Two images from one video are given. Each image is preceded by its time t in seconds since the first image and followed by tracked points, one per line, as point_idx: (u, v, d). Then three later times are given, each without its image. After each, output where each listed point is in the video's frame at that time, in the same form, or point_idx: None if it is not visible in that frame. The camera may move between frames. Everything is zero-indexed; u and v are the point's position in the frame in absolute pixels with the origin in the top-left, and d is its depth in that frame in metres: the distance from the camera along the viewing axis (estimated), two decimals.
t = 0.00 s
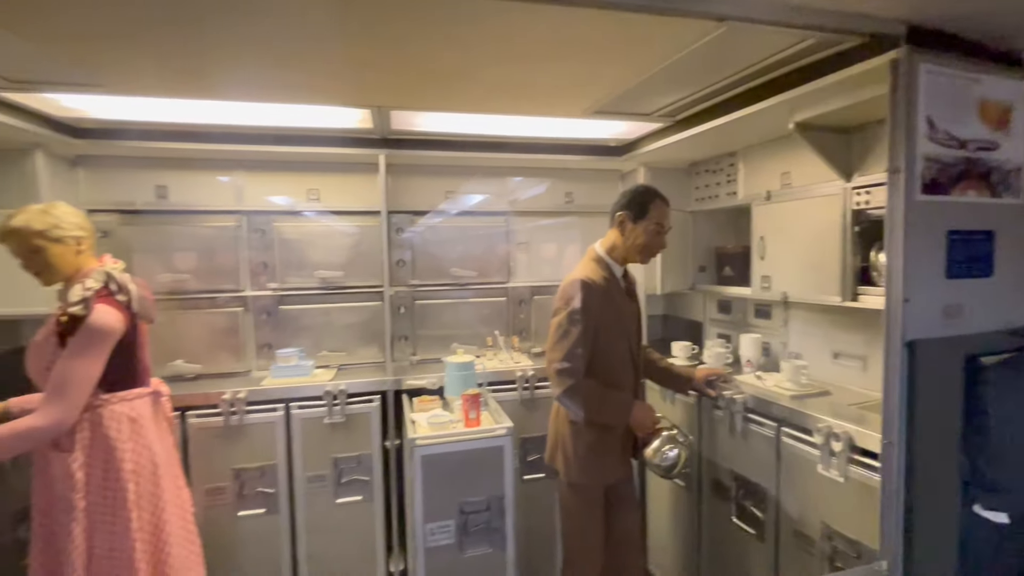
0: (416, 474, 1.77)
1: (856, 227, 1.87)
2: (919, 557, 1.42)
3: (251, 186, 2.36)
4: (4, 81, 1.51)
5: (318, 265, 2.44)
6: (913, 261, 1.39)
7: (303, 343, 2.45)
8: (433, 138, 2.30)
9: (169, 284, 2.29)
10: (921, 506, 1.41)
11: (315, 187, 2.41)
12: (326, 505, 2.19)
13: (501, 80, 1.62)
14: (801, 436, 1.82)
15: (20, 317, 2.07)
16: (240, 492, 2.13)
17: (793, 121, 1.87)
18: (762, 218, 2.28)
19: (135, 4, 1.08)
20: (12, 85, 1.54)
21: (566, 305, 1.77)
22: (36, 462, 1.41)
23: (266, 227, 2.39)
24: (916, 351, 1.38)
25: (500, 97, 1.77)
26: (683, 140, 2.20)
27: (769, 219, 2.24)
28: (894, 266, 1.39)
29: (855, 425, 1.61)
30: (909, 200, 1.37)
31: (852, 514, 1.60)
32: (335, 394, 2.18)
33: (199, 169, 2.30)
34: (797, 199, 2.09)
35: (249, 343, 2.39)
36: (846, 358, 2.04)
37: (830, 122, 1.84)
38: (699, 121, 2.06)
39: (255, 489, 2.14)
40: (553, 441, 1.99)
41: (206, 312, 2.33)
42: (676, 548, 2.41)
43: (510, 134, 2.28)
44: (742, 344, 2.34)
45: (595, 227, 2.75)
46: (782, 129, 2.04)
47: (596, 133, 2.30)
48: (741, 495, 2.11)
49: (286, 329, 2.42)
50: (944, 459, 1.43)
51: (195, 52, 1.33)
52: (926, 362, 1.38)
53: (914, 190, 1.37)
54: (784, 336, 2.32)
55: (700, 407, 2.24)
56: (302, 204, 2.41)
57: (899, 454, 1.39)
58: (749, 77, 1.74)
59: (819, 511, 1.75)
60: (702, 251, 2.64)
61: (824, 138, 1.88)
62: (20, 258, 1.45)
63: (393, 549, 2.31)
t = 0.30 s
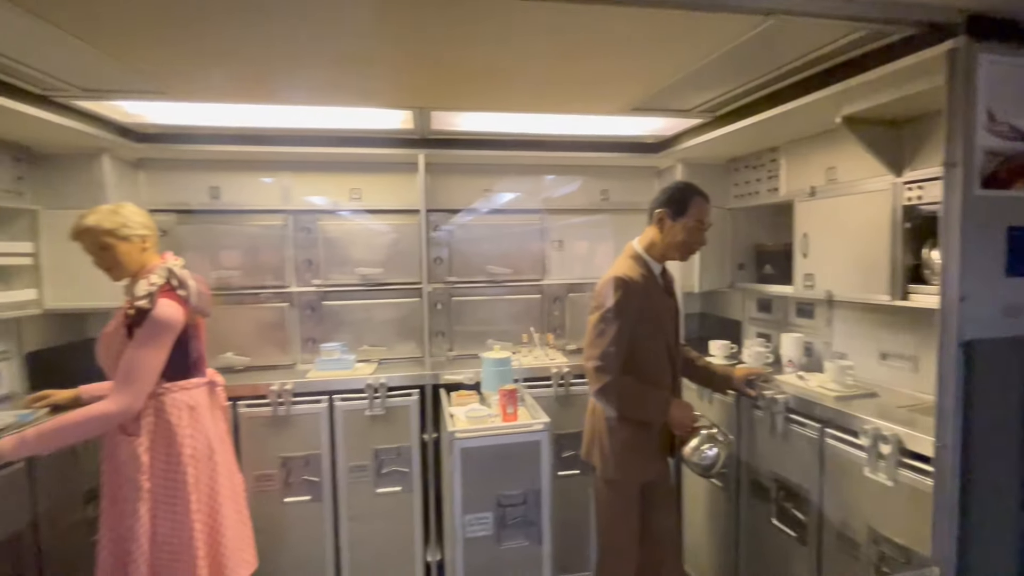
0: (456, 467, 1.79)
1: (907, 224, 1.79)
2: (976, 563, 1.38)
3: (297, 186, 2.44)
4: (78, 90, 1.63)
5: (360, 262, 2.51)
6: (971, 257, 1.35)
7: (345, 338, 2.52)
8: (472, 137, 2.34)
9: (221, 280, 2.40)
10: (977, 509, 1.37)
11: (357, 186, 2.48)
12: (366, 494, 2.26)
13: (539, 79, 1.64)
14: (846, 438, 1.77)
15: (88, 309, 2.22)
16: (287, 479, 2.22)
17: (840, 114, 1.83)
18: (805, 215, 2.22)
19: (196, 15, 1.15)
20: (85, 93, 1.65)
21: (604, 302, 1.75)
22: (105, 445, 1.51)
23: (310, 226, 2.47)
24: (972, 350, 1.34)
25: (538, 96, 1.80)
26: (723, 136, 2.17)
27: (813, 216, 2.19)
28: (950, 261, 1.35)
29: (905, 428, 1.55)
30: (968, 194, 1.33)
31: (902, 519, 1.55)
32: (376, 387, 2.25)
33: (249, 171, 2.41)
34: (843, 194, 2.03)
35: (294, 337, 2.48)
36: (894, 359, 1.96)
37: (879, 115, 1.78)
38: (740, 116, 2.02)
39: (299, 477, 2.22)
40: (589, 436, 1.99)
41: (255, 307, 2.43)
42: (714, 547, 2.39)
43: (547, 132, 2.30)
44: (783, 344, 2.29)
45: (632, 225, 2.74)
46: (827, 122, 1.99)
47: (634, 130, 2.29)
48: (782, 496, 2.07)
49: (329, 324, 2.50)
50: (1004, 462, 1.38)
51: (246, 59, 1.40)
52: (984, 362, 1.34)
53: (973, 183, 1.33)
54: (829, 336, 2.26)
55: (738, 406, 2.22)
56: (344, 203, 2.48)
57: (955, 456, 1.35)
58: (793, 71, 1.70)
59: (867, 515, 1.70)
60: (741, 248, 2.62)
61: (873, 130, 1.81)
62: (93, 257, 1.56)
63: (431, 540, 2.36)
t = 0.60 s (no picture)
0: (493, 458, 1.68)
1: (967, 219, 1.71)
2: None
3: (340, 185, 2.51)
4: (145, 96, 1.73)
5: (401, 258, 2.57)
6: None
7: (386, 332, 2.59)
8: (511, 135, 2.36)
9: (269, 276, 2.49)
10: None
11: (398, 184, 2.54)
12: (406, 483, 2.31)
13: (581, 77, 1.65)
14: (898, 441, 1.73)
15: (150, 302, 2.35)
16: (332, 467, 2.29)
17: (895, 106, 1.77)
18: (856, 209, 2.15)
19: (257, 24, 1.21)
20: (150, 99, 1.75)
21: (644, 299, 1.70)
22: (166, 431, 1.60)
23: (353, 223, 2.54)
24: None
25: (580, 92, 1.80)
26: (769, 129, 2.12)
27: (864, 211, 2.12)
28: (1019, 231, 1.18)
29: (963, 431, 1.50)
30: None
31: (957, 526, 1.50)
32: (416, 380, 2.30)
33: (295, 170, 2.49)
34: (896, 188, 1.96)
35: (338, 330, 2.55)
36: (952, 361, 1.86)
37: (936, 105, 1.72)
38: (786, 108, 1.98)
39: (342, 465, 2.29)
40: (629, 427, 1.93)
41: (301, 301, 2.52)
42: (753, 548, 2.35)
43: (588, 128, 2.30)
44: (830, 343, 2.26)
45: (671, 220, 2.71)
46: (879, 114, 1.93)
47: (675, 124, 2.27)
48: (829, 499, 2.03)
49: (370, 319, 2.57)
50: None
51: (298, 63, 1.45)
52: None
53: None
54: (879, 336, 2.17)
55: (782, 407, 2.13)
56: (385, 200, 2.53)
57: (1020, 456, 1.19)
58: (845, 61, 1.66)
59: (921, 521, 1.65)
60: (785, 244, 2.57)
61: (930, 122, 1.76)
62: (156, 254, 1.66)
63: (469, 531, 2.39)
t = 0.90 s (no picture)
0: (536, 451, 1.69)
1: None
2: None
3: (384, 181, 2.57)
4: (205, 97, 1.80)
5: (443, 253, 2.59)
6: None
7: (427, 325, 2.62)
8: (553, 129, 2.36)
9: (317, 269, 2.57)
10: None
11: (440, 179, 2.57)
12: (447, 473, 2.34)
13: (626, 69, 1.63)
14: (962, 443, 1.64)
15: (208, 294, 2.46)
16: (376, 454, 2.34)
17: (964, 90, 1.66)
18: (917, 200, 2.04)
19: (311, 24, 1.24)
20: (210, 100, 1.83)
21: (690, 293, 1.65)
22: (224, 417, 1.73)
23: (396, 218, 2.59)
24: None
25: (625, 85, 1.78)
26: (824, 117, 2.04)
27: (925, 203, 2.00)
28: None
29: None
30: None
31: None
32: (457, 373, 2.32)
33: (341, 166, 2.56)
34: (963, 177, 1.84)
35: (382, 323, 2.61)
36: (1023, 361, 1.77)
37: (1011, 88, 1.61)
38: (842, 96, 1.90)
39: (385, 454, 2.34)
40: (673, 425, 1.89)
41: (346, 294, 2.58)
42: (803, 550, 2.29)
43: (632, 121, 2.28)
44: (886, 342, 2.10)
45: (716, 214, 2.65)
46: (945, 99, 1.83)
47: (722, 114, 2.21)
48: (884, 503, 1.92)
49: (413, 311, 2.61)
50: None
51: (346, 60, 1.48)
52: None
53: None
54: (941, 335, 2.07)
55: (834, 406, 2.13)
56: (428, 195, 2.57)
57: None
58: (906, 46, 1.58)
59: (989, 529, 1.54)
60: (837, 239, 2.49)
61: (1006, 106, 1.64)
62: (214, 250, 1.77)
63: (508, 523, 2.41)
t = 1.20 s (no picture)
0: (578, 445, 1.68)
1: None
2: None
3: (428, 176, 2.60)
4: (260, 96, 1.87)
5: (484, 247, 2.60)
6: None
7: (468, 318, 2.63)
8: (596, 121, 2.34)
9: (361, 262, 2.62)
10: None
11: (481, 174, 2.58)
12: (487, 464, 2.35)
13: (675, 60, 1.60)
14: None
15: (260, 286, 2.56)
16: (418, 444, 2.38)
17: None
18: (989, 189, 1.92)
19: (363, 23, 1.28)
20: (264, 99, 1.90)
21: (740, 287, 1.60)
22: (279, 404, 1.88)
23: (438, 212, 2.62)
24: None
25: (672, 77, 1.76)
26: (884, 104, 1.94)
27: (1000, 191, 1.87)
28: None
29: None
30: None
31: None
32: (498, 365, 2.32)
33: (385, 162, 2.61)
34: None
35: (423, 315, 2.65)
36: None
37: None
38: (904, 81, 1.81)
39: (427, 444, 2.37)
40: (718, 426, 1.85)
41: (389, 287, 2.63)
42: (856, 554, 2.20)
43: (677, 111, 2.23)
44: (952, 341, 1.99)
45: (764, 207, 2.57)
46: (1021, 82, 1.71)
47: (772, 103, 2.15)
48: (948, 510, 1.84)
49: (454, 305, 2.64)
50: None
51: (395, 57, 1.50)
52: None
53: None
54: (1013, 334, 1.88)
55: (892, 407, 2.01)
56: (470, 190, 2.59)
57: None
58: (978, 26, 1.48)
59: None
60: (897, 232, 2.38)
61: None
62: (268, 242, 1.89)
63: (548, 515, 2.41)
